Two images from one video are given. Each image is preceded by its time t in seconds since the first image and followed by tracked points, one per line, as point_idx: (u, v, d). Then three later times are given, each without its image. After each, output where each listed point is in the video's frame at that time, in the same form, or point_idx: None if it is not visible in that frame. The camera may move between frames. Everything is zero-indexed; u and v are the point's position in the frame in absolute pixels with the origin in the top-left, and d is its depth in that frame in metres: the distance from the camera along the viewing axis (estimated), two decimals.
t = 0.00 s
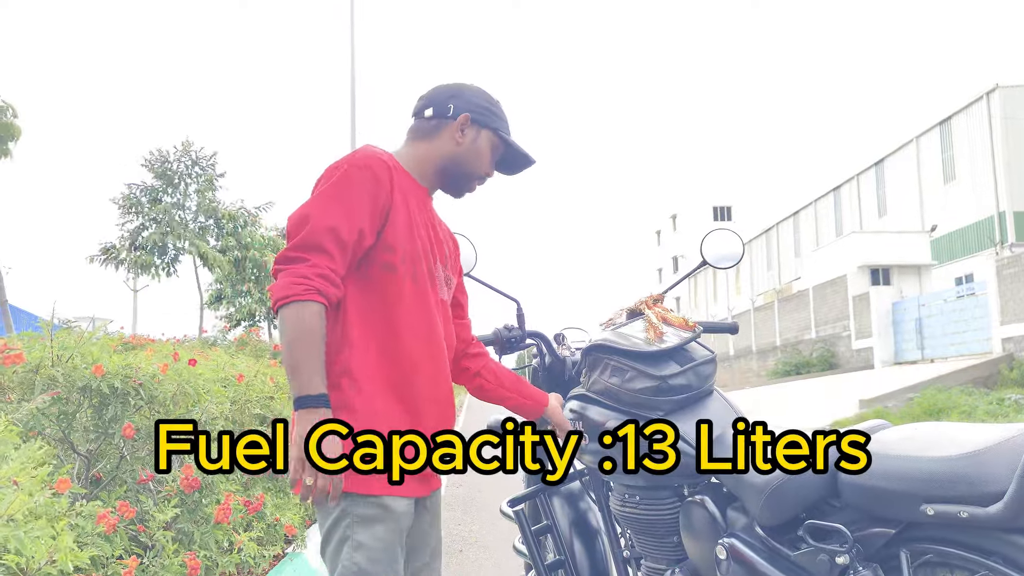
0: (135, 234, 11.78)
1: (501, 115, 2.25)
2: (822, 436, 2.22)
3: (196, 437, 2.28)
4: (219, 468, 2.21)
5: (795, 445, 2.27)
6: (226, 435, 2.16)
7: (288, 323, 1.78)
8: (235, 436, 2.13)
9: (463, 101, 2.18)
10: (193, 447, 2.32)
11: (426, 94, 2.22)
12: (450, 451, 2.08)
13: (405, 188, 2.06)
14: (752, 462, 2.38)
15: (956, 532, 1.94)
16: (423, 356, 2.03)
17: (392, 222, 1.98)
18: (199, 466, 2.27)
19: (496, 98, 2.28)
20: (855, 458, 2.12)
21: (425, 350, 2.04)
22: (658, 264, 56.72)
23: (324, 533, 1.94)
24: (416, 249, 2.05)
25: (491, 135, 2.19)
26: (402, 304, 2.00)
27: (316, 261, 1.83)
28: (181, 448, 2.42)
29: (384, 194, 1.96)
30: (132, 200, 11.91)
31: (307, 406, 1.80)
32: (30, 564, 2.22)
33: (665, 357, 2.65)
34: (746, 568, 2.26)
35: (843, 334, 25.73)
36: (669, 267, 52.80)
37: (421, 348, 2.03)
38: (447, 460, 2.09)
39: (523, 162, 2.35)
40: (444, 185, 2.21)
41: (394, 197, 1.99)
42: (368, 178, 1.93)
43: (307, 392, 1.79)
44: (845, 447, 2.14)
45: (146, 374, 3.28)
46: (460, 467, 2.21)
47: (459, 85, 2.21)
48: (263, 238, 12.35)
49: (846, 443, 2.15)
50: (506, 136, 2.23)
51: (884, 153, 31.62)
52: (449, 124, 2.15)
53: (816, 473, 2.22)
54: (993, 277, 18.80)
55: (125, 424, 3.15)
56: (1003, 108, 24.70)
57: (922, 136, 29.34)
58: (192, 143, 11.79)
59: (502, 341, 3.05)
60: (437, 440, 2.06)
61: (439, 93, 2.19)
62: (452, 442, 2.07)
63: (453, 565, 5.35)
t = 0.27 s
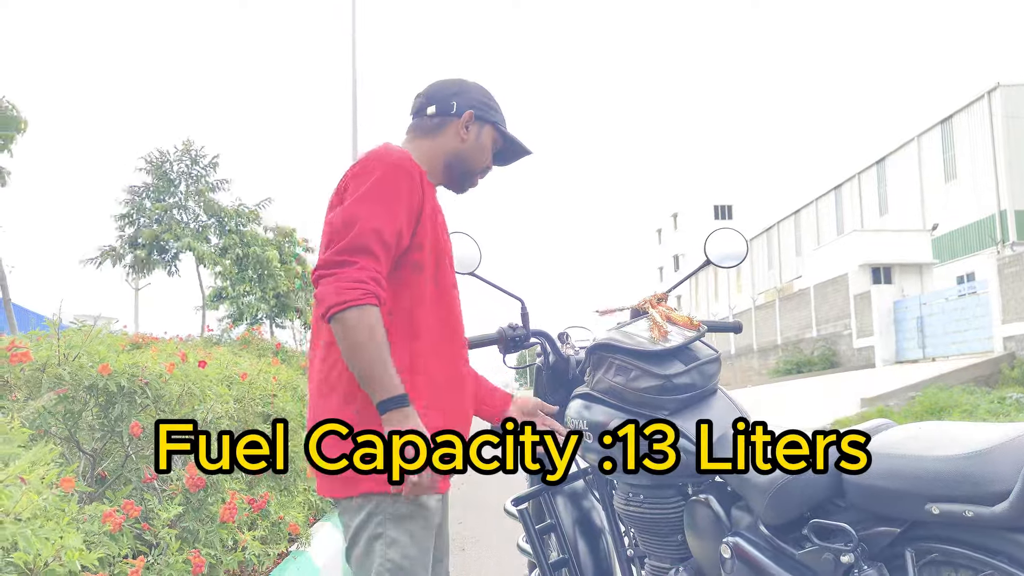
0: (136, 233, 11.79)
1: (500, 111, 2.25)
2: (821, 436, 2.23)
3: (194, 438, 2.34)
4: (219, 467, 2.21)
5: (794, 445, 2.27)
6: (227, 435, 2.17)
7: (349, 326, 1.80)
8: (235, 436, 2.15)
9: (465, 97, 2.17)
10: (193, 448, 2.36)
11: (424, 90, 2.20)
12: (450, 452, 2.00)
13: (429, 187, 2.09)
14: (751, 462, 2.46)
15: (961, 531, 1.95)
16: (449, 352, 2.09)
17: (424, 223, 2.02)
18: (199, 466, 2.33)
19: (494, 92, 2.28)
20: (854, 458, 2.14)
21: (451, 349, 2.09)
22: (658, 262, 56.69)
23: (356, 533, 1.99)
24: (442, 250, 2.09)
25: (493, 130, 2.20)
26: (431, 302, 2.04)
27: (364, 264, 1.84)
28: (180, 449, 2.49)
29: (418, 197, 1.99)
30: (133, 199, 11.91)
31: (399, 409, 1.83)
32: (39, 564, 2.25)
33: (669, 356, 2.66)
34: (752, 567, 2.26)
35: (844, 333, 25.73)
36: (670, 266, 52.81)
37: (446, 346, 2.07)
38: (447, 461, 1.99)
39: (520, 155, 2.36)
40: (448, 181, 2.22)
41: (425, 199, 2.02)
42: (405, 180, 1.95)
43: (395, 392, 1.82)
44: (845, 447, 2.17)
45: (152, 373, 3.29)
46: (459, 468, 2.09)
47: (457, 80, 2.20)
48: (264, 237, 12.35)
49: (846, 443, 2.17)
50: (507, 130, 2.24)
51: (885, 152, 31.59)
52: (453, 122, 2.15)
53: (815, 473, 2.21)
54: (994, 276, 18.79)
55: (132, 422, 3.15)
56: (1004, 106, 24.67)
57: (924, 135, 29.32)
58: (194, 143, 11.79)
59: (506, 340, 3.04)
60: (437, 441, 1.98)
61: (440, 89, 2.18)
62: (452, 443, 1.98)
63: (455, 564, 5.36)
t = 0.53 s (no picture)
0: (134, 232, 11.76)
1: (476, 92, 2.26)
2: (821, 436, 2.23)
3: (195, 437, 2.32)
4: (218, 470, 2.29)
5: (794, 445, 2.27)
6: (227, 436, 2.24)
7: (454, 355, 1.97)
8: (237, 437, 2.22)
9: (440, 83, 2.19)
10: (191, 448, 2.36)
11: (398, 77, 2.22)
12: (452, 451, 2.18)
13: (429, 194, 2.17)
14: (752, 462, 2.47)
15: (959, 530, 1.95)
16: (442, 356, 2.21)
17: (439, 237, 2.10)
18: (199, 465, 2.30)
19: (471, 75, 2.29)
20: (855, 458, 2.15)
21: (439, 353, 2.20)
22: (656, 263, 56.69)
23: (331, 537, 2.00)
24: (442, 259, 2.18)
25: (472, 115, 2.22)
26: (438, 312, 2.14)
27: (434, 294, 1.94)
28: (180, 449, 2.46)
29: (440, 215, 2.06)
30: (131, 198, 11.88)
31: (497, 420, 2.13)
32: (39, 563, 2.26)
33: (668, 356, 2.66)
34: (751, 567, 2.26)
35: (842, 334, 25.74)
36: (669, 267, 52.82)
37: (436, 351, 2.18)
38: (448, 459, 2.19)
39: (500, 136, 2.37)
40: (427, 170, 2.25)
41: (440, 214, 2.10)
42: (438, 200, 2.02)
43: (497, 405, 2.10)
44: (845, 447, 2.17)
45: (151, 371, 3.28)
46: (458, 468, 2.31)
47: (430, 65, 2.22)
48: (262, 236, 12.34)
49: (846, 443, 2.17)
50: (486, 113, 2.25)
51: (884, 153, 31.61)
52: (429, 109, 2.17)
53: (815, 472, 2.22)
54: (993, 277, 18.80)
55: (130, 421, 3.15)
56: (1003, 108, 24.70)
57: (922, 137, 29.36)
58: (192, 141, 11.78)
59: (505, 341, 3.03)
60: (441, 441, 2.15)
61: (413, 77, 2.20)
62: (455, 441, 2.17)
63: (454, 564, 5.36)
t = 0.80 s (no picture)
0: (130, 230, 11.73)
1: (461, 89, 2.26)
2: (821, 436, 2.22)
3: (197, 438, 2.32)
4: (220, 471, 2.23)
5: (794, 445, 2.27)
6: (227, 437, 2.20)
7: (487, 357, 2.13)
8: (235, 436, 2.13)
9: (423, 82, 2.18)
10: (192, 447, 2.36)
11: (381, 72, 2.22)
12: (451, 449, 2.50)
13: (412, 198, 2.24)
14: (752, 462, 2.37)
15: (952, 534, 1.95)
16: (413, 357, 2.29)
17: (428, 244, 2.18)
18: (197, 465, 2.30)
19: (457, 74, 2.29)
20: (855, 458, 2.13)
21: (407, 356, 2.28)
22: (650, 264, 56.80)
23: (303, 535, 2.01)
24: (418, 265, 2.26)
25: (456, 115, 2.22)
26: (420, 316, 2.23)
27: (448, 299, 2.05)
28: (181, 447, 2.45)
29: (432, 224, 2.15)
30: (127, 196, 11.84)
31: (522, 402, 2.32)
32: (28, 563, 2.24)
33: (662, 357, 2.66)
34: (743, 568, 2.27)
35: (835, 336, 25.86)
36: (662, 267, 52.97)
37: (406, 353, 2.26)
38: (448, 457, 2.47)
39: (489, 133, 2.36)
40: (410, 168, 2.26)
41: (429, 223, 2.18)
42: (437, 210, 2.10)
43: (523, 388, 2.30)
44: (845, 446, 2.16)
45: (145, 370, 3.26)
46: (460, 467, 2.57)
47: (413, 62, 2.21)
48: (259, 235, 12.31)
49: (847, 443, 2.16)
50: (470, 112, 2.24)
51: (877, 156, 31.75)
52: (411, 109, 2.17)
53: (815, 473, 2.22)
54: (984, 280, 18.90)
55: (123, 419, 3.13)
56: (995, 112, 24.83)
57: (915, 140, 29.49)
58: (187, 139, 11.74)
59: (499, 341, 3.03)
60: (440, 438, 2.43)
61: (396, 75, 2.19)
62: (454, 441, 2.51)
63: (447, 564, 5.36)
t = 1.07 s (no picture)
0: (120, 230, 11.66)
1: (453, 101, 2.27)
2: (822, 436, 2.22)
3: (198, 438, 2.31)
4: (219, 469, 2.17)
5: (795, 445, 2.27)
6: (227, 434, 2.10)
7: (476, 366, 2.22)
8: (236, 436, 2.08)
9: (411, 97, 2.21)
10: (195, 448, 2.36)
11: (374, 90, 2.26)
12: (449, 452, 2.58)
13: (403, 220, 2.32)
14: (752, 462, 2.36)
15: (937, 537, 1.96)
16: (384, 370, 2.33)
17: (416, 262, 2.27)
18: (196, 464, 2.32)
19: (449, 85, 2.30)
20: (855, 458, 2.10)
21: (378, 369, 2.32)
22: (639, 267, 56.94)
23: (273, 532, 2.01)
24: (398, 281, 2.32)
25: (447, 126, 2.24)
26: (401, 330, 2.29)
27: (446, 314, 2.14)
28: (181, 445, 2.48)
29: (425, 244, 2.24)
30: (117, 195, 11.77)
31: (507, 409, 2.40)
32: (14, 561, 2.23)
33: (651, 360, 2.67)
34: (730, 570, 2.29)
35: (823, 339, 26.01)
36: (652, 270, 53.16)
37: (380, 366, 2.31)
38: (447, 460, 2.58)
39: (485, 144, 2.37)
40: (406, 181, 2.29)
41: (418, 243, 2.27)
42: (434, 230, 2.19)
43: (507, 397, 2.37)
44: (845, 447, 2.13)
45: (132, 369, 3.23)
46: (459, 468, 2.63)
47: (404, 77, 2.25)
48: (250, 236, 12.26)
49: (846, 443, 2.13)
50: (460, 123, 2.25)
51: (866, 161, 31.95)
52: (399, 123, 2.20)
53: (817, 473, 2.22)
54: (972, 285, 19.05)
55: (109, 420, 3.11)
56: (984, 118, 25.04)
57: (904, 145, 29.70)
58: (179, 139, 11.68)
59: (489, 343, 3.03)
60: (440, 442, 2.57)
61: (385, 91, 2.23)
62: (452, 443, 2.58)
63: (436, 565, 5.36)
